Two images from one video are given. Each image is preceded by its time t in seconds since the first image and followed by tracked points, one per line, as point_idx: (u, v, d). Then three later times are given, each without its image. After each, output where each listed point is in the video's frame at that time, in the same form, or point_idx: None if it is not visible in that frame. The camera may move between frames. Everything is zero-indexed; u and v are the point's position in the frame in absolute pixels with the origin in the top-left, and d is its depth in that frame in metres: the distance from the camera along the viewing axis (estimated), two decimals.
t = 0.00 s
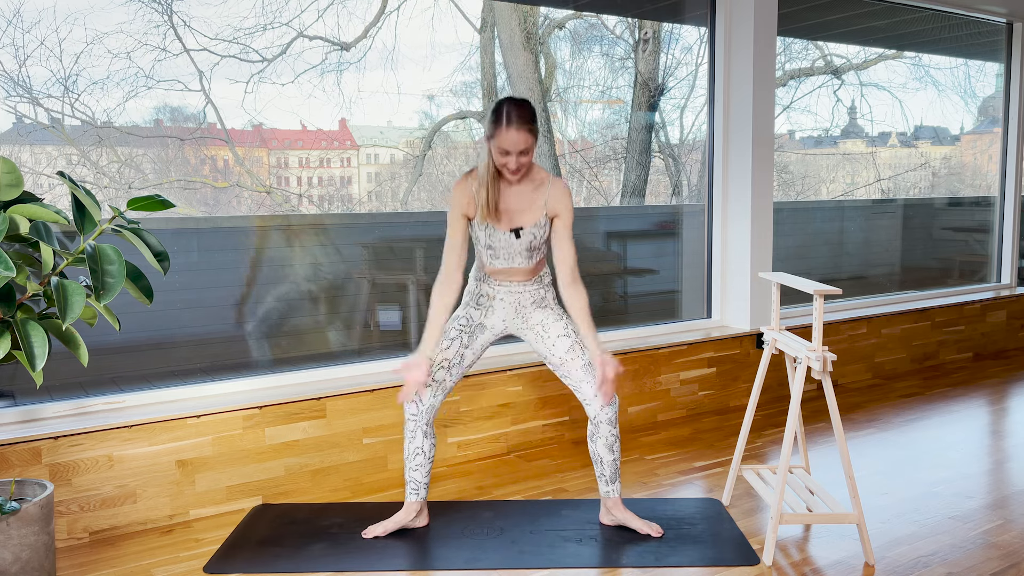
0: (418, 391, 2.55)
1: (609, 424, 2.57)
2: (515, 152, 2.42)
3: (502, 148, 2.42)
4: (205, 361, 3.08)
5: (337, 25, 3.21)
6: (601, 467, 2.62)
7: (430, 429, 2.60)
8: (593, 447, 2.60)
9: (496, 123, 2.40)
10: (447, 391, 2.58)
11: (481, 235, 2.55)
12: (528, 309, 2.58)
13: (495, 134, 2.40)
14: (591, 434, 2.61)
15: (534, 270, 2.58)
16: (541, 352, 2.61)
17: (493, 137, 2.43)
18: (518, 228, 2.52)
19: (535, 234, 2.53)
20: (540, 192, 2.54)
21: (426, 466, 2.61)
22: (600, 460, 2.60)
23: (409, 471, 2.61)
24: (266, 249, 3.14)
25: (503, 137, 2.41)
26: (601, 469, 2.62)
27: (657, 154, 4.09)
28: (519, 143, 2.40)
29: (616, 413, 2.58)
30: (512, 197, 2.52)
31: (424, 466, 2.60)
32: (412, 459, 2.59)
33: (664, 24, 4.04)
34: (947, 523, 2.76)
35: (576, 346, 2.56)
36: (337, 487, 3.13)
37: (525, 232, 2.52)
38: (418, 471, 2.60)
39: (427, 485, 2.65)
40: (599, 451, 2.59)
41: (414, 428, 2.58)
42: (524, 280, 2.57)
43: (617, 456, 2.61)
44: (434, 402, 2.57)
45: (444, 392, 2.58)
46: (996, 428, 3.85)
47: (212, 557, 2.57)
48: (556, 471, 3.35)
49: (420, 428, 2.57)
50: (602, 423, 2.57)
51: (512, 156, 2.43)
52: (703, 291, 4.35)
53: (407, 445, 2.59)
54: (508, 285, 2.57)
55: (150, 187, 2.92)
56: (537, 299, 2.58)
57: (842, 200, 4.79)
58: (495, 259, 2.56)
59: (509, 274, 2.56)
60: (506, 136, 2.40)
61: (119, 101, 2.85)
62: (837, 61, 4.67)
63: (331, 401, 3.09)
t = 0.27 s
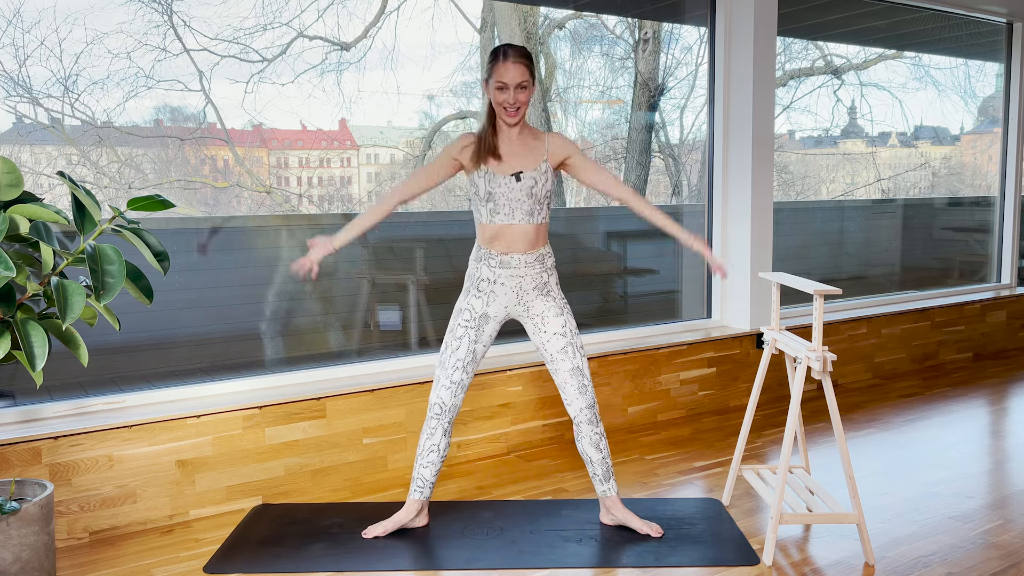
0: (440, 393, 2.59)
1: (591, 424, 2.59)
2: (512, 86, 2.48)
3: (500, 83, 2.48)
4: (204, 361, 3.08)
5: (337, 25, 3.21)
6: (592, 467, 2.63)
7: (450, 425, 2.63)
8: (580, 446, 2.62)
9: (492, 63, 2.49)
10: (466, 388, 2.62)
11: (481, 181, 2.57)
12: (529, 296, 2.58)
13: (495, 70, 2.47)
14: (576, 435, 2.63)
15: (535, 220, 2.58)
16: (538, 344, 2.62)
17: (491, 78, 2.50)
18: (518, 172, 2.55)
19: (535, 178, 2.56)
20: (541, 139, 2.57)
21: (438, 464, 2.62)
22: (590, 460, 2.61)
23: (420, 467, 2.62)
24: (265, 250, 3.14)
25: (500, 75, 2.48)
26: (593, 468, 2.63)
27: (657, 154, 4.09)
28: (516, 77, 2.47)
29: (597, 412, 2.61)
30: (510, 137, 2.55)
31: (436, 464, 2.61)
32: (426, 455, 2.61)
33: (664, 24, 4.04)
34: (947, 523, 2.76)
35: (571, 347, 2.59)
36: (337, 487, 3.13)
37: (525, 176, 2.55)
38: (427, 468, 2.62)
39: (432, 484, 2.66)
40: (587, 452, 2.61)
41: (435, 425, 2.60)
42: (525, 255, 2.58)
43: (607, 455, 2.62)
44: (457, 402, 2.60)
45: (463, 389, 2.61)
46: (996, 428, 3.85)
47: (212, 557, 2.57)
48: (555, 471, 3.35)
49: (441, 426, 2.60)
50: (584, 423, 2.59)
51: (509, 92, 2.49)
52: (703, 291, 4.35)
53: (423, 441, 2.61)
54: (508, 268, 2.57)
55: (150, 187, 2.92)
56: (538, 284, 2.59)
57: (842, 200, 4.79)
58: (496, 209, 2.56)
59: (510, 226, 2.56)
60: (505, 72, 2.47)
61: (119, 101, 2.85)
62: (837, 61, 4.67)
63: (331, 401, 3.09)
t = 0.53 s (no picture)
0: (449, 396, 2.60)
1: (582, 425, 2.59)
2: (512, 73, 2.52)
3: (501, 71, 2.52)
4: (204, 361, 3.08)
5: (337, 25, 3.21)
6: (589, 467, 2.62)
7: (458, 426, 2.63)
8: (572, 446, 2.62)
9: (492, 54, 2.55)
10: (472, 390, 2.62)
11: (481, 167, 2.61)
12: (528, 297, 2.58)
13: (495, 59, 2.53)
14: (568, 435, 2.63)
15: (535, 208, 2.59)
16: (535, 346, 2.62)
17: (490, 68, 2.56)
18: (518, 159, 2.59)
19: (534, 164, 2.59)
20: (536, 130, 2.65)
21: (442, 463, 2.61)
22: (585, 460, 2.60)
23: (424, 467, 2.61)
24: (266, 250, 3.14)
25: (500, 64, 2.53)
26: (589, 468, 2.62)
27: (657, 154, 4.09)
28: (514, 63, 2.52)
29: (587, 413, 2.61)
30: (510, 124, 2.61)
31: (441, 463, 2.61)
32: (431, 454, 2.60)
33: (664, 24, 4.04)
34: (947, 523, 2.76)
35: (567, 351, 2.59)
36: (337, 487, 3.13)
37: (524, 162, 2.58)
38: (431, 467, 2.61)
39: (435, 484, 2.65)
40: (580, 451, 2.60)
41: (444, 425, 2.60)
42: (524, 253, 2.58)
43: (602, 454, 2.61)
44: (465, 403, 2.61)
45: (470, 391, 2.62)
46: (996, 428, 3.85)
47: (212, 557, 2.56)
48: (555, 471, 3.35)
49: (449, 426, 2.60)
50: (574, 423, 2.60)
51: (508, 79, 2.54)
52: (703, 291, 4.35)
53: (430, 440, 2.61)
54: (508, 268, 2.57)
55: (150, 187, 2.92)
56: (538, 285, 2.59)
57: (842, 200, 4.79)
58: (496, 196, 2.58)
59: (510, 214, 2.57)
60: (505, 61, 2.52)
61: (119, 101, 2.85)
62: (837, 60, 4.67)
63: (331, 401, 3.09)
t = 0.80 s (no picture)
0: (450, 396, 2.59)
1: (580, 424, 2.59)
2: (512, 69, 2.54)
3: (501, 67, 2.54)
4: (204, 361, 3.08)
5: (337, 25, 3.21)
6: (589, 466, 2.61)
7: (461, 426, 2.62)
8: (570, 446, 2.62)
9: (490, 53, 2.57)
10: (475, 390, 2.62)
11: (481, 165, 2.61)
12: (528, 297, 2.58)
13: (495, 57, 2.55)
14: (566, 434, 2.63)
15: (535, 206, 2.59)
16: (534, 347, 2.62)
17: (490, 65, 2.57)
18: (517, 157, 2.59)
19: (533, 162, 2.60)
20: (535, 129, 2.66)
21: (444, 463, 2.61)
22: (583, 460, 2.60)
23: (425, 467, 2.61)
24: (266, 250, 3.14)
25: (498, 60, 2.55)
26: (589, 468, 2.61)
27: (657, 154, 4.10)
28: (513, 59, 2.54)
29: (586, 415, 2.61)
30: (509, 120, 2.61)
31: (442, 463, 2.60)
32: (432, 454, 2.59)
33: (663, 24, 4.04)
34: (947, 523, 2.76)
35: (567, 352, 2.59)
36: (337, 487, 3.13)
37: (524, 160, 2.59)
38: (432, 467, 2.60)
39: (435, 484, 2.65)
40: (579, 450, 2.60)
41: (445, 425, 2.59)
42: (525, 253, 2.58)
43: (600, 454, 2.60)
44: (467, 403, 2.61)
45: (473, 391, 2.62)
46: (996, 428, 3.85)
47: (212, 557, 2.56)
48: (555, 471, 3.35)
49: (450, 426, 2.59)
50: (572, 422, 2.59)
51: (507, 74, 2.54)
52: (703, 291, 4.35)
53: (432, 440, 2.60)
54: (508, 269, 2.57)
55: (150, 187, 2.92)
56: (538, 286, 2.59)
57: (842, 200, 4.79)
58: (496, 194, 2.58)
59: (510, 212, 2.57)
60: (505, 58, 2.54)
61: (119, 101, 2.85)
62: (837, 60, 4.67)
63: (331, 401, 3.09)
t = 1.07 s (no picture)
0: (451, 396, 2.59)
1: (579, 424, 2.59)
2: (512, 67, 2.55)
3: (501, 65, 2.55)
4: (204, 361, 3.08)
5: (337, 25, 3.21)
6: (588, 466, 2.61)
7: (462, 426, 2.62)
8: (569, 445, 2.61)
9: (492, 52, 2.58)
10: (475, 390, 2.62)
11: (480, 165, 2.61)
12: (528, 297, 2.58)
13: (495, 58, 2.56)
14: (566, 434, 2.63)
15: (534, 205, 2.59)
16: (534, 347, 2.62)
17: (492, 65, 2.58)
18: (515, 156, 2.60)
19: (532, 161, 2.60)
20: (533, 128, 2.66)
21: (444, 463, 2.60)
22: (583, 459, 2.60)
23: (426, 467, 2.61)
24: (266, 250, 3.14)
25: (499, 58, 2.57)
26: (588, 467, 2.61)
27: (657, 154, 4.10)
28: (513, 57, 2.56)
29: (585, 416, 2.62)
30: (509, 120, 2.62)
31: (443, 463, 2.60)
32: (432, 455, 2.59)
33: (664, 24, 4.04)
34: (947, 523, 2.76)
35: (566, 353, 2.59)
36: (337, 487, 3.13)
37: (523, 159, 2.59)
38: (432, 467, 2.60)
39: (435, 485, 2.64)
40: (579, 450, 2.59)
41: (445, 425, 2.59)
42: (525, 253, 2.58)
43: (599, 453, 2.60)
44: (468, 403, 2.61)
45: (473, 391, 2.61)
46: (996, 428, 3.85)
47: (212, 557, 2.56)
48: (555, 471, 3.35)
49: (451, 426, 2.59)
50: (571, 422, 2.60)
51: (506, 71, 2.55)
52: (703, 291, 4.35)
53: (432, 440, 2.60)
54: (508, 269, 2.57)
55: (150, 187, 2.92)
56: (538, 286, 2.59)
57: (842, 200, 4.79)
58: (495, 192, 2.57)
59: (509, 212, 2.57)
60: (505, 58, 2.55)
61: (119, 101, 2.85)
62: (837, 60, 4.67)
63: (331, 401, 3.09)
